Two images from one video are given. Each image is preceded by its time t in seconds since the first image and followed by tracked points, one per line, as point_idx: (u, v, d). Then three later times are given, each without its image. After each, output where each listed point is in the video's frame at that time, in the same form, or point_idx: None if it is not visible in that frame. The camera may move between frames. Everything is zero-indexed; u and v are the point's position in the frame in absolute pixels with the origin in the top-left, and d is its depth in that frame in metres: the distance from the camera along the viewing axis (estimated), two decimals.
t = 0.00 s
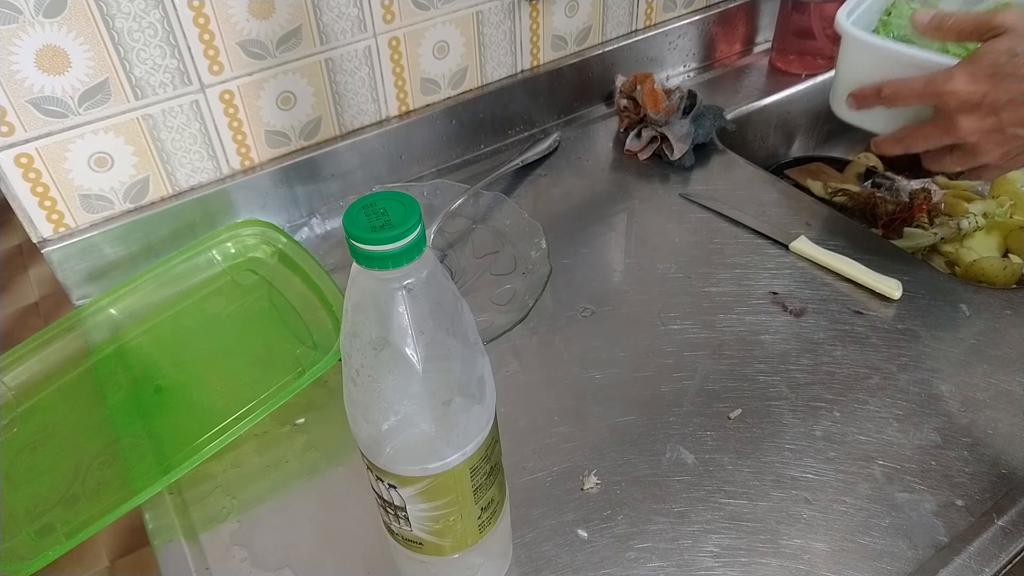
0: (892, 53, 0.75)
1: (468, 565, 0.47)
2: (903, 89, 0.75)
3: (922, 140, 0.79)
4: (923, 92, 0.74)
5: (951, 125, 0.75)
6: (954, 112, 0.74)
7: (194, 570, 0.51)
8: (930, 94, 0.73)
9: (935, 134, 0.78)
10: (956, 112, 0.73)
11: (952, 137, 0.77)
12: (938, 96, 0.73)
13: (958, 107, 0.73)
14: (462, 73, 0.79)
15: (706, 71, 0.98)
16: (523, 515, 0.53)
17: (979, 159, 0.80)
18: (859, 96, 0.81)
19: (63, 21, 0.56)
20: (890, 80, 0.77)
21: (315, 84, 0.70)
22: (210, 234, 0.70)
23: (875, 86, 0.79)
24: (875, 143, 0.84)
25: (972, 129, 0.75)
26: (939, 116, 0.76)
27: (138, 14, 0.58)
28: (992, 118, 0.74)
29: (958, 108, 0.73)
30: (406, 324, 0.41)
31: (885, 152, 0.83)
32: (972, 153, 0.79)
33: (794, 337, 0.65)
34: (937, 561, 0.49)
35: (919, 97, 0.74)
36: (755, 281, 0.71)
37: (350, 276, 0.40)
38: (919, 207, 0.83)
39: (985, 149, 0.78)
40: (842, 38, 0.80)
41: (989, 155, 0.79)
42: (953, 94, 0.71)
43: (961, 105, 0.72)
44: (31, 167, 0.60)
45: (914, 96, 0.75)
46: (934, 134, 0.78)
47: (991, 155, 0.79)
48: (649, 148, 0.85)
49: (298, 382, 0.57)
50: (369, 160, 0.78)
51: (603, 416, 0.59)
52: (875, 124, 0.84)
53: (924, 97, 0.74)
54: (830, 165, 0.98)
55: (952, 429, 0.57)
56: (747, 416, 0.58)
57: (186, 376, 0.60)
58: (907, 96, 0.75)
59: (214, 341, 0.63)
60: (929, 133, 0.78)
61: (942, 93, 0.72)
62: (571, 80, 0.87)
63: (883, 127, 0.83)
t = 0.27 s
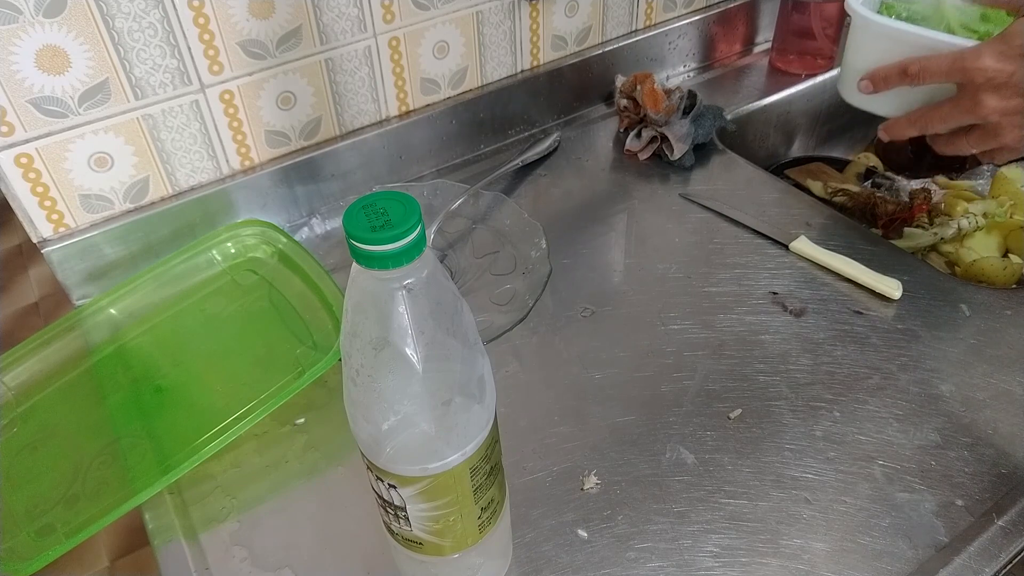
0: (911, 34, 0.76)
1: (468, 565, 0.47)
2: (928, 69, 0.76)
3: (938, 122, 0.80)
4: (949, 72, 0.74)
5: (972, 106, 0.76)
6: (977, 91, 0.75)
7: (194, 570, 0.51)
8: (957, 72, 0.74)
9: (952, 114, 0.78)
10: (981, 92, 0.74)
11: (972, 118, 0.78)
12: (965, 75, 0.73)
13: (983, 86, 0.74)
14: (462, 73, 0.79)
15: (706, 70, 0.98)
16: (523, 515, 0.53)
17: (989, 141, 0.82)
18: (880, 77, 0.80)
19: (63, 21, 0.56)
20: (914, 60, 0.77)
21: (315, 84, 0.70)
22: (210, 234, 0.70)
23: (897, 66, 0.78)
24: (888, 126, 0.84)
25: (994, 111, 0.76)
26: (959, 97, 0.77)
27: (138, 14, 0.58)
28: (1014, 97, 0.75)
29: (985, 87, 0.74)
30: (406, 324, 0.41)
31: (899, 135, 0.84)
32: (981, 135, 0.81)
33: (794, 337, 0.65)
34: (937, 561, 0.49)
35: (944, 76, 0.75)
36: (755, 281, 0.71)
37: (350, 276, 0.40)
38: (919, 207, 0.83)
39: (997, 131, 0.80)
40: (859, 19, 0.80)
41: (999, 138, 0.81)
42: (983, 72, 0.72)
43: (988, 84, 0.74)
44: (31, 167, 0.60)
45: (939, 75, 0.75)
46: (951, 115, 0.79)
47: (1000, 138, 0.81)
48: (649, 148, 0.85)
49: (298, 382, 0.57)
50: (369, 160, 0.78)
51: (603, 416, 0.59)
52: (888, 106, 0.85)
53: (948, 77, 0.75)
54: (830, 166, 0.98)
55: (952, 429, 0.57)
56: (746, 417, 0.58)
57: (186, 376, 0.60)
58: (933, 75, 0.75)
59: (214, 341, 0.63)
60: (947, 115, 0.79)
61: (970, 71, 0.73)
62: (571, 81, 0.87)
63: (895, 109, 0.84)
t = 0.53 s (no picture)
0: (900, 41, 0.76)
1: (468, 565, 0.47)
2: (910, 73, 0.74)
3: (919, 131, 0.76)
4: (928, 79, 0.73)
5: (950, 113, 0.73)
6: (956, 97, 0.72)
7: (194, 570, 0.51)
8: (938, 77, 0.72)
9: (934, 123, 0.74)
10: (958, 98, 0.71)
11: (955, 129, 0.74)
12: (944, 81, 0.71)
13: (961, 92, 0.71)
14: (462, 72, 0.79)
15: (706, 70, 0.98)
16: (523, 515, 0.53)
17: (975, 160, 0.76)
18: (862, 84, 0.79)
19: (63, 21, 0.56)
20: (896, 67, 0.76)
21: (315, 84, 0.70)
22: (210, 234, 0.70)
23: (876, 72, 0.78)
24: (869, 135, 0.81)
25: (970, 120, 0.72)
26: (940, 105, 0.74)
27: (138, 14, 0.58)
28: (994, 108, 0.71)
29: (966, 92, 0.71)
30: (406, 324, 0.41)
31: (883, 144, 0.79)
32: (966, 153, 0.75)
33: (794, 337, 0.65)
34: (937, 561, 0.49)
35: (925, 80, 0.73)
36: (755, 281, 0.71)
37: (349, 276, 0.40)
38: (919, 208, 0.83)
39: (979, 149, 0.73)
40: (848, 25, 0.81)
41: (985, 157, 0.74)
42: (957, 77, 0.70)
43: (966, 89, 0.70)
44: (31, 167, 0.60)
45: (920, 79, 0.74)
46: (933, 122, 0.74)
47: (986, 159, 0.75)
48: (649, 148, 0.85)
49: (298, 382, 0.57)
50: (369, 160, 0.78)
51: (603, 416, 0.59)
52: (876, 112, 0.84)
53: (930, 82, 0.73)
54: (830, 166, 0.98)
55: (952, 429, 0.57)
56: (746, 416, 0.58)
57: (186, 376, 0.60)
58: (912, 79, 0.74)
59: (214, 341, 0.63)
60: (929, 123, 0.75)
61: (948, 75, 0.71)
62: (571, 80, 0.87)
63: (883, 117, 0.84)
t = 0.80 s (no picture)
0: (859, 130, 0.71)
1: (468, 565, 0.47)
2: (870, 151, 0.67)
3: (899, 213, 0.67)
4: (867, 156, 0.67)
5: (897, 177, 0.65)
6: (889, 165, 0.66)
7: (194, 570, 0.51)
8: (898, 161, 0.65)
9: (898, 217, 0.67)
10: (874, 171, 0.67)
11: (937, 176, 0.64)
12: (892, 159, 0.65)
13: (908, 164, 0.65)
14: (462, 73, 0.79)
15: (706, 70, 0.98)
16: (523, 515, 0.53)
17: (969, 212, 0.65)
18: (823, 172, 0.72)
19: (63, 21, 0.56)
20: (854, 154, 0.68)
21: (315, 84, 0.70)
22: (210, 234, 0.70)
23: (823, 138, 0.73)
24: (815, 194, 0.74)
25: (888, 192, 0.66)
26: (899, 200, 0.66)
27: (138, 13, 0.58)
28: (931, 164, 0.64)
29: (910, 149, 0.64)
30: (406, 324, 0.41)
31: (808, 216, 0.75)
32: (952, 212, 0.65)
33: (794, 337, 0.65)
34: (937, 561, 0.49)
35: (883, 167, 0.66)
36: (755, 281, 0.71)
37: (349, 276, 0.40)
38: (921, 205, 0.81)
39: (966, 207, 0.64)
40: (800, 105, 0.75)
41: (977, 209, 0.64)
42: (872, 151, 0.66)
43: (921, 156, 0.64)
44: (31, 167, 0.60)
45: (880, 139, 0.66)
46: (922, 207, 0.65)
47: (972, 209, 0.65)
48: (649, 148, 0.85)
49: (298, 382, 0.57)
50: (369, 160, 0.78)
51: (603, 416, 0.59)
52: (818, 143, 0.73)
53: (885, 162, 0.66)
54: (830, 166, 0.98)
55: (952, 429, 0.57)
56: (746, 416, 0.58)
57: (186, 376, 0.60)
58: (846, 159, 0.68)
59: (214, 341, 0.63)
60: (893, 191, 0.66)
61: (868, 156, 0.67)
62: (571, 80, 0.87)
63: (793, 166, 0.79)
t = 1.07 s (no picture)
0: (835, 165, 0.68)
1: (468, 564, 0.47)
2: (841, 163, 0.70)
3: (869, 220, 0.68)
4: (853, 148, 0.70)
5: (883, 172, 0.67)
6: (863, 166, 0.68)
7: (194, 570, 0.51)
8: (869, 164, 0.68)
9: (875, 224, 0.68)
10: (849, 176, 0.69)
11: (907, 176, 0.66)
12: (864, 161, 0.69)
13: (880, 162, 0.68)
14: (462, 73, 0.79)
15: (706, 71, 0.98)
16: (523, 515, 0.53)
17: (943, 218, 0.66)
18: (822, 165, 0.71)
19: (63, 21, 0.56)
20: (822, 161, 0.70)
21: (315, 84, 0.70)
22: (210, 234, 0.70)
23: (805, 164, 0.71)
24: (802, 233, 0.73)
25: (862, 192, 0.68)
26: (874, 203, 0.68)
27: (139, 13, 0.58)
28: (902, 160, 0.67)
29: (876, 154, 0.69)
30: (406, 324, 0.41)
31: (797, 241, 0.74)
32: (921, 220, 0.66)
33: (794, 337, 0.65)
34: (937, 561, 0.49)
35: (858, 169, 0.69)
36: (755, 281, 0.71)
37: (349, 276, 0.40)
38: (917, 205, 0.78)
39: (941, 209, 0.65)
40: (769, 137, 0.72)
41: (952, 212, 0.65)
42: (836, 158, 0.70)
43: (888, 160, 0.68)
44: (31, 167, 0.60)
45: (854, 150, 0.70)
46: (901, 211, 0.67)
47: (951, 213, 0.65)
48: (649, 148, 0.85)
49: (298, 382, 0.57)
50: (369, 160, 0.78)
51: (603, 416, 0.59)
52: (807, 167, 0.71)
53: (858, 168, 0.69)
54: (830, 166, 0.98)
55: (952, 429, 0.57)
56: (747, 416, 0.58)
57: (186, 376, 0.60)
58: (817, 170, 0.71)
59: (214, 341, 0.63)
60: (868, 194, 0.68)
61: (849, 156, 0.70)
62: (571, 81, 0.87)
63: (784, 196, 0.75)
